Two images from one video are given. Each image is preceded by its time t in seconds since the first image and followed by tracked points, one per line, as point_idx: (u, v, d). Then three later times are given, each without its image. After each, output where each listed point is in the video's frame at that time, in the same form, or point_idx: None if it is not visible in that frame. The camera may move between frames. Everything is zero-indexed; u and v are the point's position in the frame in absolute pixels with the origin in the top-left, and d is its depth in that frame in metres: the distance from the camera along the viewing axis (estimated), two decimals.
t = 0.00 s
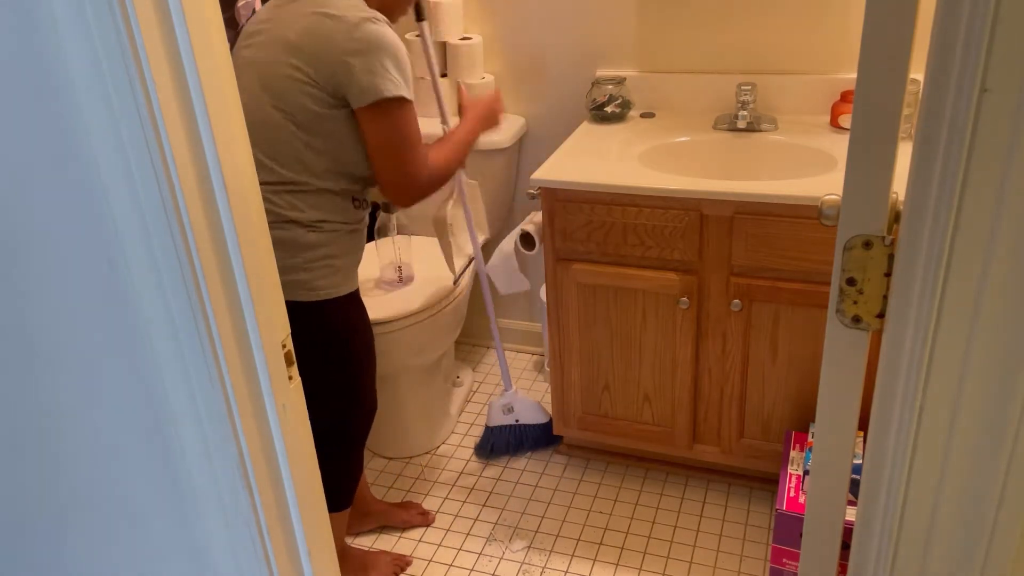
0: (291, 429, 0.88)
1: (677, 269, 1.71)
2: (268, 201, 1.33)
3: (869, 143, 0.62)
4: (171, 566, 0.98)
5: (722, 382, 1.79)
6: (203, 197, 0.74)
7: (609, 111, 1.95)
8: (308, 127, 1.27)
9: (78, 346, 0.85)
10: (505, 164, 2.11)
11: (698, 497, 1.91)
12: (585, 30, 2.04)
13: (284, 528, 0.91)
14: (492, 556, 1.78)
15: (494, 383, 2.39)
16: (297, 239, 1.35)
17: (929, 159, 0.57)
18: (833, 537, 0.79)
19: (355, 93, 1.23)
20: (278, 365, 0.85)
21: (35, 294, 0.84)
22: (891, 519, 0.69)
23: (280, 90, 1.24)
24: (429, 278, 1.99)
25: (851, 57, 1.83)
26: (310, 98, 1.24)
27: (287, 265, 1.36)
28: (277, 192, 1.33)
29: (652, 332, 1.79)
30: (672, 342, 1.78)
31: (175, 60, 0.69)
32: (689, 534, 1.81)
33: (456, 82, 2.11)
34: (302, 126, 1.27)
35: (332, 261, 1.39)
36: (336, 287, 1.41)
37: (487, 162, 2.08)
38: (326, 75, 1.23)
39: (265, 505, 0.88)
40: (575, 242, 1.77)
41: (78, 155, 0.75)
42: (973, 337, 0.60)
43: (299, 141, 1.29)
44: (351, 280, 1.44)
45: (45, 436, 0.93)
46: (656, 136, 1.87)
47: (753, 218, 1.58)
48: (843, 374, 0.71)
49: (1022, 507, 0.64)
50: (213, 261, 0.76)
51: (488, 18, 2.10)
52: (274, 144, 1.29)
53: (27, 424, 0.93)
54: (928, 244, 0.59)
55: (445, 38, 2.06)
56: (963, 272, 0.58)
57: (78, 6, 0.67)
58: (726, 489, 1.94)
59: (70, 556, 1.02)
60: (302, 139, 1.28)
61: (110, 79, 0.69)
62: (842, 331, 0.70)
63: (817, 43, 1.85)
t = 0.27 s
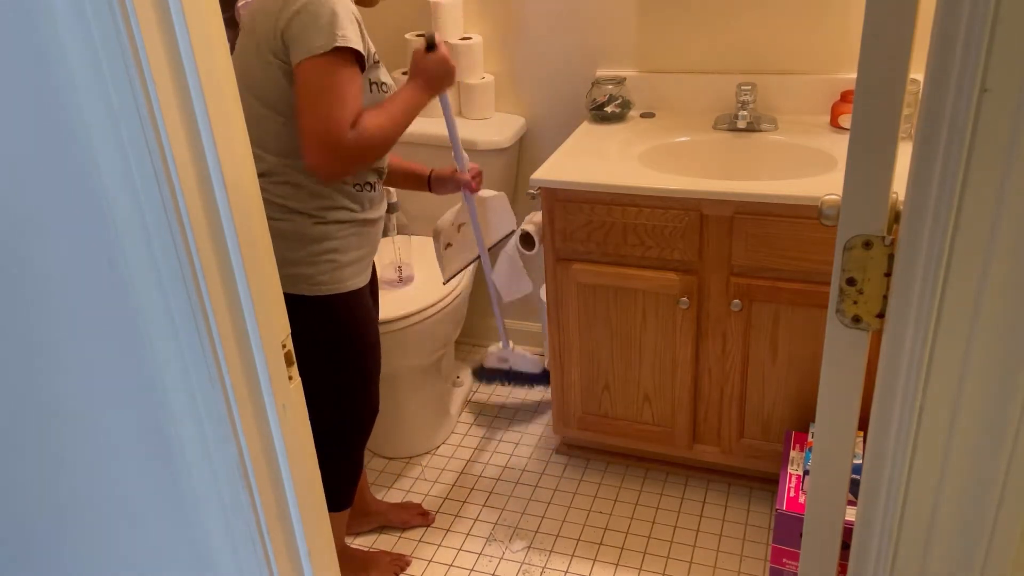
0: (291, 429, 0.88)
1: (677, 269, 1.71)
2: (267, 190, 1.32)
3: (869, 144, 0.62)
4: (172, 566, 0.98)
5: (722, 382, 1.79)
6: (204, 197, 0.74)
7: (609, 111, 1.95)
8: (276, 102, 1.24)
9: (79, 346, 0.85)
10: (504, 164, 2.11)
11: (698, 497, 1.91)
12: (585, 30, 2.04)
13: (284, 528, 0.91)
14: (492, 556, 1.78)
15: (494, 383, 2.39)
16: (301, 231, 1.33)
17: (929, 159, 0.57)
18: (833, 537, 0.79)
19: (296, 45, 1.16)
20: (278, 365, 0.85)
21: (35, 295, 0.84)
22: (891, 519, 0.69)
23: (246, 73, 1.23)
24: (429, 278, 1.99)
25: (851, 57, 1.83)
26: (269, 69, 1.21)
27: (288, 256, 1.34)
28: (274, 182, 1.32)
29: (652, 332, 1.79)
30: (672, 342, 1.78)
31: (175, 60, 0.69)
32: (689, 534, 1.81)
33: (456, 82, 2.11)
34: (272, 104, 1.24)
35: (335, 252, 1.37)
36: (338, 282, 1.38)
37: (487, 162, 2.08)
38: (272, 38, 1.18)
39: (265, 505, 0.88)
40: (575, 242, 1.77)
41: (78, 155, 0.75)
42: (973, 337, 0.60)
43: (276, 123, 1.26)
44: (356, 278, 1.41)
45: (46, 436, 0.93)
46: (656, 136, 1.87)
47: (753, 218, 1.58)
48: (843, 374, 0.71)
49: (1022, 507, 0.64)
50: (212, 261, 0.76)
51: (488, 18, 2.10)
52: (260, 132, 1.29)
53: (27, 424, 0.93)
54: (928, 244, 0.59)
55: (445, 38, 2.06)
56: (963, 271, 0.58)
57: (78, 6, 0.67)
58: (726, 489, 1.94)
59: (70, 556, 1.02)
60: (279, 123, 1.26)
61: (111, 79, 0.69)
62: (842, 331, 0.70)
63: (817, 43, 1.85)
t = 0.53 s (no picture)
0: (291, 429, 0.88)
1: (677, 269, 1.71)
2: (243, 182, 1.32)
3: (870, 144, 0.62)
4: (172, 566, 0.98)
5: (722, 382, 1.79)
6: (204, 197, 0.74)
7: (609, 111, 1.95)
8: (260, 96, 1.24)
9: (79, 345, 0.85)
10: (504, 164, 2.11)
11: (698, 497, 1.91)
12: (585, 30, 2.04)
13: (284, 528, 0.91)
14: (492, 556, 1.78)
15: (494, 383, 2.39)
16: (268, 223, 1.33)
17: (930, 159, 0.57)
18: (834, 537, 0.79)
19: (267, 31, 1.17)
20: (278, 366, 0.85)
21: (36, 296, 0.84)
22: (891, 519, 0.69)
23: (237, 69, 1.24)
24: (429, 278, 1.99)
25: (851, 56, 1.83)
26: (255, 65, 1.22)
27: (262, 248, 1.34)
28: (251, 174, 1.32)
29: (652, 332, 1.79)
30: (672, 342, 1.78)
31: (175, 60, 0.69)
32: (689, 534, 1.81)
33: (456, 82, 2.11)
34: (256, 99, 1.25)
35: (308, 247, 1.36)
36: (310, 277, 1.37)
37: (487, 162, 2.08)
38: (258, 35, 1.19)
39: (265, 505, 0.88)
40: (575, 242, 1.77)
41: (78, 155, 0.75)
42: (973, 338, 0.60)
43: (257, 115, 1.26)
44: (326, 276, 1.39)
45: (46, 436, 0.93)
46: (656, 137, 1.87)
47: (754, 217, 1.58)
48: (843, 375, 0.71)
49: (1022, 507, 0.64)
50: (212, 261, 0.76)
51: (488, 18, 2.11)
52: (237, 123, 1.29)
53: (28, 425, 0.93)
54: (928, 245, 0.59)
55: (444, 38, 2.07)
56: (963, 272, 0.58)
57: (78, 6, 0.67)
58: (726, 489, 1.93)
59: (71, 556, 1.02)
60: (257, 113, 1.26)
61: (111, 79, 0.69)
62: (842, 331, 0.70)
63: (817, 43, 1.85)
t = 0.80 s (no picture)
0: (291, 429, 0.88)
1: (677, 269, 1.71)
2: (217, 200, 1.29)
3: (870, 144, 0.62)
4: (172, 566, 0.98)
5: (722, 382, 1.79)
6: (204, 197, 0.74)
7: (609, 111, 1.95)
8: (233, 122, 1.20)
9: (78, 346, 0.85)
10: (504, 164, 2.11)
11: (698, 497, 1.91)
12: (585, 30, 2.04)
13: (284, 528, 0.91)
14: (492, 556, 1.78)
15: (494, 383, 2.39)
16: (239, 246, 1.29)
17: (930, 158, 0.57)
18: (834, 537, 0.79)
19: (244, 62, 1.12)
20: (278, 366, 0.85)
21: (37, 297, 0.84)
22: (891, 519, 0.69)
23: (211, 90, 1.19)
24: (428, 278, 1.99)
25: (852, 56, 1.83)
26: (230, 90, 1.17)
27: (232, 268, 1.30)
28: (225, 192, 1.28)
29: (652, 332, 1.79)
30: (672, 342, 1.78)
31: (175, 61, 0.69)
32: (689, 534, 1.81)
33: (456, 82, 2.11)
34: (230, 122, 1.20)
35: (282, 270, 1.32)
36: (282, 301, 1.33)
37: (487, 162, 2.08)
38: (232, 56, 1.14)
39: (265, 505, 0.88)
40: (574, 242, 1.77)
41: (78, 156, 0.75)
42: (973, 338, 0.60)
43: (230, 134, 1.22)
44: (299, 300, 1.35)
45: (46, 436, 0.93)
46: (656, 136, 1.87)
47: (754, 218, 1.58)
48: (843, 374, 0.71)
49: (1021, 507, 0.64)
50: (212, 261, 0.76)
51: (488, 18, 2.11)
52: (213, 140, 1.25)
53: (28, 425, 0.93)
54: (928, 244, 0.59)
55: (444, 39, 2.07)
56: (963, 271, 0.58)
57: (78, 6, 0.67)
58: (726, 489, 1.94)
59: (71, 556, 1.02)
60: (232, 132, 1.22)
61: (110, 79, 0.69)
62: (842, 331, 0.70)
63: (817, 43, 1.85)
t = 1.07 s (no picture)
0: (291, 429, 0.88)
1: (677, 270, 1.71)
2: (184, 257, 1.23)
3: (869, 144, 0.62)
4: (171, 566, 0.98)
5: (722, 382, 1.79)
6: (204, 197, 0.74)
7: (609, 111, 1.95)
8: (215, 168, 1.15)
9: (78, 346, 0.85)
10: (504, 165, 2.11)
11: (698, 497, 1.91)
12: (585, 30, 2.04)
13: (284, 529, 0.91)
14: (492, 556, 1.78)
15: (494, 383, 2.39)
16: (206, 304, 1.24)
17: (930, 158, 0.57)
18: (834, 536, 0.79)
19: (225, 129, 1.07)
20: (278, 366, 0.85)
21: (37, 297, 0.84)
22: (891, 520, 0.69)
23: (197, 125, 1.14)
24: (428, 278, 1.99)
25: (852, 56, 1.83)
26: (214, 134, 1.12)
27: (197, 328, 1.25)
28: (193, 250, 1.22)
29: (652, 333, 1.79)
30: (672, 342, 1.78)
31: (175, 61, 0.69)
32: (689, 534, 1.81)
33: (456, 82, 2.11)
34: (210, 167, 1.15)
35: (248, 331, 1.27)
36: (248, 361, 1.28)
37: (486, 162, 2.08)
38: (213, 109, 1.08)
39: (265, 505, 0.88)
40: (575, 242, 1.77)
41: (78, 156, 0.75)
42: (973, 338, 0.60)
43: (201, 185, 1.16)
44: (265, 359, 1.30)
45: (46, 436, 0.93)
46: (656, 136, 1.87)
47: (754, 218, 1.58)
48: (843, 374, 0.71)
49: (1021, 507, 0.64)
50: (212, 261, 0.76)
51: (488, 18, 2.11)
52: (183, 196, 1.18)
53: (28, 425, 0.93)
54: (928, 244, 0.59)
55: (444, 39, 2.07)
56: (963, 271, 0.58)
57: (78, 6, 0.67)
58: (726, 489, 1.94)
59: (71, 556, 1.02)
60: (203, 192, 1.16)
61: (110, 79, 0.69)
62: (842, 331, 0.70)
63: (817, 43, 1.85)
